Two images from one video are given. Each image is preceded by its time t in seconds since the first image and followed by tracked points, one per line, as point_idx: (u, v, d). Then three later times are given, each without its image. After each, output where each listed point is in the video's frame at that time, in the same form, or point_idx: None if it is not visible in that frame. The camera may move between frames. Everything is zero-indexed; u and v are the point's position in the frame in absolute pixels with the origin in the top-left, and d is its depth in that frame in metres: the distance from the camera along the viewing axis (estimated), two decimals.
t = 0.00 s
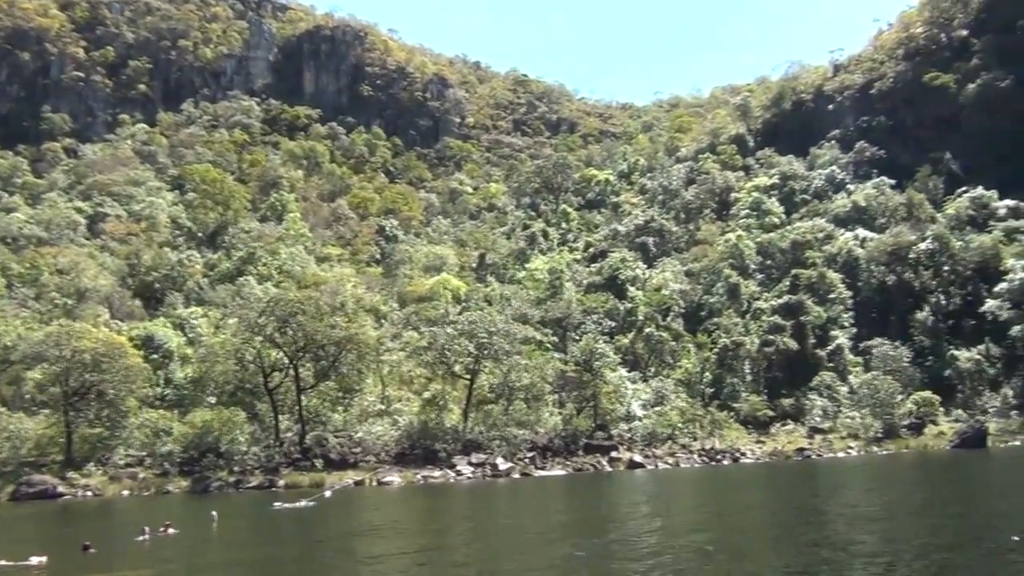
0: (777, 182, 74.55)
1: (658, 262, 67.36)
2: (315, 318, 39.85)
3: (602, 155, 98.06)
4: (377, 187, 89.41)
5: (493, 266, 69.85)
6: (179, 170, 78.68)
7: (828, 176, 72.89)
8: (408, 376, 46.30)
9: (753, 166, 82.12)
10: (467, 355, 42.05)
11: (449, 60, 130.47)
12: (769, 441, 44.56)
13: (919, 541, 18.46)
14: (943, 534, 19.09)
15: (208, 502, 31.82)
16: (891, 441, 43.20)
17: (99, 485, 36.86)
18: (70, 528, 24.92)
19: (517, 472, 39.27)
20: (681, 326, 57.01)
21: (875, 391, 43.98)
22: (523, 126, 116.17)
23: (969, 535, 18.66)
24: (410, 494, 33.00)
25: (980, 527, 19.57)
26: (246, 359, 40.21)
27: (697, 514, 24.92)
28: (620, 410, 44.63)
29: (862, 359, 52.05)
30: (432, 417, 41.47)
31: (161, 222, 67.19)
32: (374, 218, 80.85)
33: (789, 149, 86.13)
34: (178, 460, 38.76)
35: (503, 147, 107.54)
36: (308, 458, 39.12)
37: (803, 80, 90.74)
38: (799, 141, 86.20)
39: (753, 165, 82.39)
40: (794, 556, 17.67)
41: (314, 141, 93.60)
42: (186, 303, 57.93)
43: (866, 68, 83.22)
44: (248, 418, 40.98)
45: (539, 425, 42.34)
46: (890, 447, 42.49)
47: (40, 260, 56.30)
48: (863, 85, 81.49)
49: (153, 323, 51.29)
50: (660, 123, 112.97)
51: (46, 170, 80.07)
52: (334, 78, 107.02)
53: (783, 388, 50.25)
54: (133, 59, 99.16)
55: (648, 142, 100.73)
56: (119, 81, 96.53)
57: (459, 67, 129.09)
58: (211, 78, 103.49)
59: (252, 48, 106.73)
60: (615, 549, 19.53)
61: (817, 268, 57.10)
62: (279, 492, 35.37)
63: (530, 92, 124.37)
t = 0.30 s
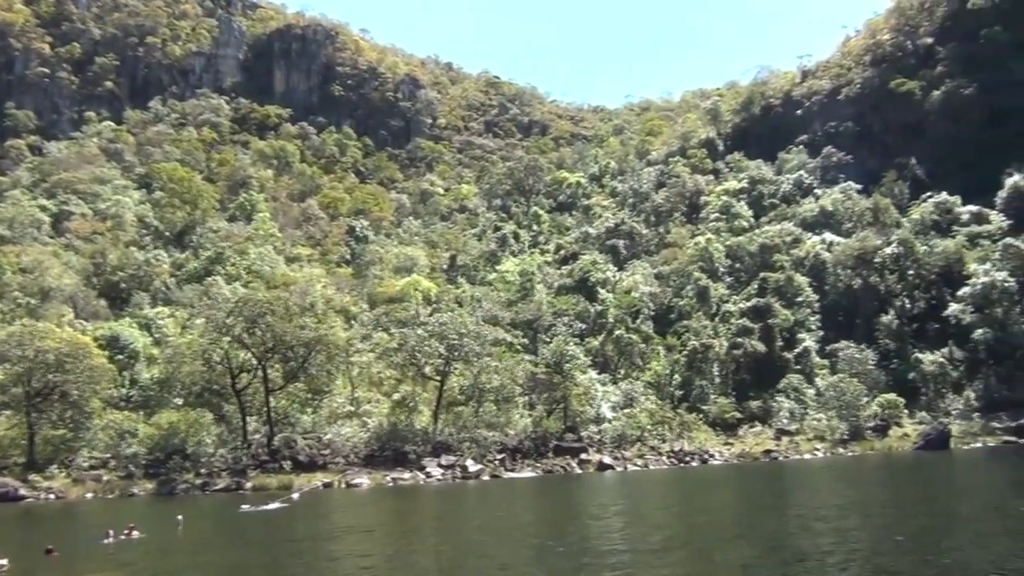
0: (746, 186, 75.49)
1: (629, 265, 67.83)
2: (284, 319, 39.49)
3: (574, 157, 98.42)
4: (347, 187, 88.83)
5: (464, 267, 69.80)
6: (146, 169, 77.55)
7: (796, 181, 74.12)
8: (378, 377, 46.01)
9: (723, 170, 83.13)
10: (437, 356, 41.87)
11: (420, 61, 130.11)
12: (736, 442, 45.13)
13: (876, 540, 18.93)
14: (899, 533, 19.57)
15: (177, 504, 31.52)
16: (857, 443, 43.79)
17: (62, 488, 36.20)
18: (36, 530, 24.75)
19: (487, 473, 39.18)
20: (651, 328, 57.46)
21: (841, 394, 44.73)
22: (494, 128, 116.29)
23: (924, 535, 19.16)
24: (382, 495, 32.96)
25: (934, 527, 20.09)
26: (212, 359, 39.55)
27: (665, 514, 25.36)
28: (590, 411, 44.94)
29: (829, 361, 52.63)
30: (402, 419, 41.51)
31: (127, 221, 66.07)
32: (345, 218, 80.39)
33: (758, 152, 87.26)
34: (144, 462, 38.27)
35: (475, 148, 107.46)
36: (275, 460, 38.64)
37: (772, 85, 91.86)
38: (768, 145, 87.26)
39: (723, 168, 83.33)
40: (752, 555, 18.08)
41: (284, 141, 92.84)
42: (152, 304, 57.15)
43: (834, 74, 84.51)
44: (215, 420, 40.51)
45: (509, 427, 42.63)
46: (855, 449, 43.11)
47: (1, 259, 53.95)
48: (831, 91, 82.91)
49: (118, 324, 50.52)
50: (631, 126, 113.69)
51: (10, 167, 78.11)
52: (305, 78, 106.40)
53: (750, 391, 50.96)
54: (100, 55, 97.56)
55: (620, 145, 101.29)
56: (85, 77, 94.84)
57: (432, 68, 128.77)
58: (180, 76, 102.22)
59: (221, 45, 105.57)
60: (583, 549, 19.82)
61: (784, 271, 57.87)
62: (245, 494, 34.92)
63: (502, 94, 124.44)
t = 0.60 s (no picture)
0: (717, 190, 76.31)
1: (600, 266, 68.17)
2: (253, 319, 39.10)
3: (546, 159, 98.74)
4: (318, 187, 88.19)
5: (436, 268, 69.64)
6: (113, 166, 76.33)
7: (766, 185, 75.04)
8: (348, 379, 45.65)
9: (694, 173, 84.05)
10: (408, 358, 41.87)
11: (393, 61, 129.60)
12: (705, 444, 45.53)
13: (843, 540, 19.35)
14: (866, 532, 20.05)
15: (144, 506, 31.20)
16: (823, 445, 44.35)
17: (25, 491, 35.60)
18: None
19: (457, 475, 39.25)
20: (622, 330, 57.76)
21: (809, 396, 45.42)
22: (467, 129, 116.23)
23: (891, 535, 19.62)
24: (353, 497, 32.87)
25: (899, 527, 20.60)
26: (180, 360, 39.15)
27: (635, 514, 25.69)
28: (561, 413, 44.94)
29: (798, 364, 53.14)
30: (372, 420, 41.40)
31: (94, 219, 64.82)
32: (316, 218, 79.86)
33: (728, 157, 88.37)
34: (109, 464, 37.98)
35: (448, 150, 107.30)
36: (244, 462, 38.45)
37: (742, 90, 92.77)
38: (738, 150, 88.29)
39: (694, 173, 84.20)
40: (721, 556, 18.39)
41: (254, 140, 92.00)
42: (119, 303, 56.25)
43: (804, 80, 85.52)
44: (182, 421, 39.94)
45: (480, 429, 42.16)
46: (822, 450, 43.63)
47: None
48: (800, 97, 84.14)
49: (83, 323, 49.62)
50: (602, 129, 114.29)
51: None
52: (276, 77, 105.54)
53: (720, 392, 51.38)
54: (66, 51, 95.92)
55: (592, 148, 101.76)
56: (51, 73, 93.23)
57: (404, 69, 128.35)
58: (149, 73, 100.85)
59: (191, 43, 104.37)
60: (551, 549, 20.15)
61: (754, 274, 58.49)
62: (212, 496, 34.62)
63: (475, 95, 124.36)
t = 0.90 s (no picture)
0: (688, 193, 76.99)
1: (572, 269, 68.40)
2: (222, 319, 38.70)
3: (518, 161, 98.94)
4: (289, 187, 87.50)
5: (407, 269, 69.42)
6: (80, 164, 75.04)
7: (736, 188, 75.73)
8: (318, 380, 45.33)
9: (665, 176, 84.76)
10: (378, 359, 41.85)
11: (365, 61, 128.99)
12: (675, 445, 45.89)
13: (811, 539, 19.77)
14: (834, 532, 20.51)
15: (109, 507, 31.02)
16: (792, 446, 44.85)
17: None
18: None
19: (428, 476, 39.19)
20: (593, 332, 58.05)
21: (778, 398, 46.04)
22: (439, 130, 115.96)
23: (858, 534, 20.09)
24: (323, 498, 32.77)
25: (863, 527, 21.07)
26: (147, 361, 38.56)
27: (605, 515, 26.00)
28: (532, 414, 44.91)
29: (766, 366, 53.75)
30: (342, 422, 40.75)
31: (59, 217, 63.45)
32: (286, 218, 79.25)
33: (699, 160, 89.01)
34: (74, 466, 37.29)
35: (420, 150, 107.01)
36: (212, 464, 38.12)
37: (713, 94, 93.71)
38: (708, 153, 88.97)
39: (665, 176, 84.93)
40: (691, 555, 18.70)
41: (224, 139, 90.99)
42: (84, 303, 55.35)
43: (774, 84, 86.57)
44: (148, 423, 39.42)
45: (451, 430, 42.51)
46: (790, 451, 44.15)
47: None
48: (770, 101, 85.14)
49: (48, 323, 48.70)
50: (575, 132, 114.79)
51: None
52: (246, 75, 104.48)
53: (689, 394, 52.09)
54: (32, 46, 94.22)
55: (564, 150, 102.18)
56: (16, 68, 91.78)
57: (377, 69, 127.85)
58: (117, 70, 99.38)
59: (160, 39, 103.21)
60: (522, 549, 20.35)
61: (724, 277, 58.89)
62: (178, 498, 34.09)
63: (448, 96, 124.16)
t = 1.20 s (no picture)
0: (660, 196, 77.55)
1: (545, 270, 68.52)
2: (191, 320, 38.24)
3: (491, 162, 99.06)
4: (260, 187, 86.73)
5: (379, 270, 69.15)
6: (46, 162, 73.69)
7: (708, 192, 76.54)
8: (289, 381, 45.00)
9: (637, 179, 85.25)
10: (350, 360, 41.67)
11: (338, 61, 128.29)
12: (647, 447, 46.20)
13: (785, 539, 20.02)
14: (809, 532, 20.78)
15: (76, 511, 30.65)
16: (761, 446, 45.47)
17: None
18: None
19: (399, 478, 39.12)
20: (565, 334, 58.16)
21: (748, 399, 46.67)
22: (412, 130, 115.61)
23: (830, 534, 20.39)
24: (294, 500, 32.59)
25: (830, 526, 21.48)
26: (115, 362, 37.95)
27: (580, 515, 26.26)
28: (504, 416, 45.00)
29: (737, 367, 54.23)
30: (313, 423, 40.78)
31: (25, 216, 61.91)
32: (257, 218, 78.63)
33: (670, 163, 89.76)
34: (38, 469, 36.61)
35: (393, 151, 106.56)
36: (181, 466, 37.62)
37: (685, 97, 94.47)
38: (680, 156, 89.70)
39: (637, 178, 85.41)
40: (670, 556, 18.79)
41: (194, 137, 89.92)
42: (50, 303, 54.40)
43: (745, 89, 87.48)
44: (115, 425, 38.60)
45: (423, 431, 42.53)
46: (759, 451, 44.80)
47: None
48: (741, 105, 86.06)
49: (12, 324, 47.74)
50: (547, 133, 115.17)
51: None
52: (217, 73, 103.20)
53: (661, 395, 52.60)
54: None
55: (537, 152, 102.47)
56: None
57: (350, 69, 127.20)
58: (85, 67, 97.86)
59: (129, 37, 101.34)
60: (496, 550, 20.53)
61: (696, 279, 59.40)
62: (147, 501, 33.82)
63: (421, 96, 123.89)
